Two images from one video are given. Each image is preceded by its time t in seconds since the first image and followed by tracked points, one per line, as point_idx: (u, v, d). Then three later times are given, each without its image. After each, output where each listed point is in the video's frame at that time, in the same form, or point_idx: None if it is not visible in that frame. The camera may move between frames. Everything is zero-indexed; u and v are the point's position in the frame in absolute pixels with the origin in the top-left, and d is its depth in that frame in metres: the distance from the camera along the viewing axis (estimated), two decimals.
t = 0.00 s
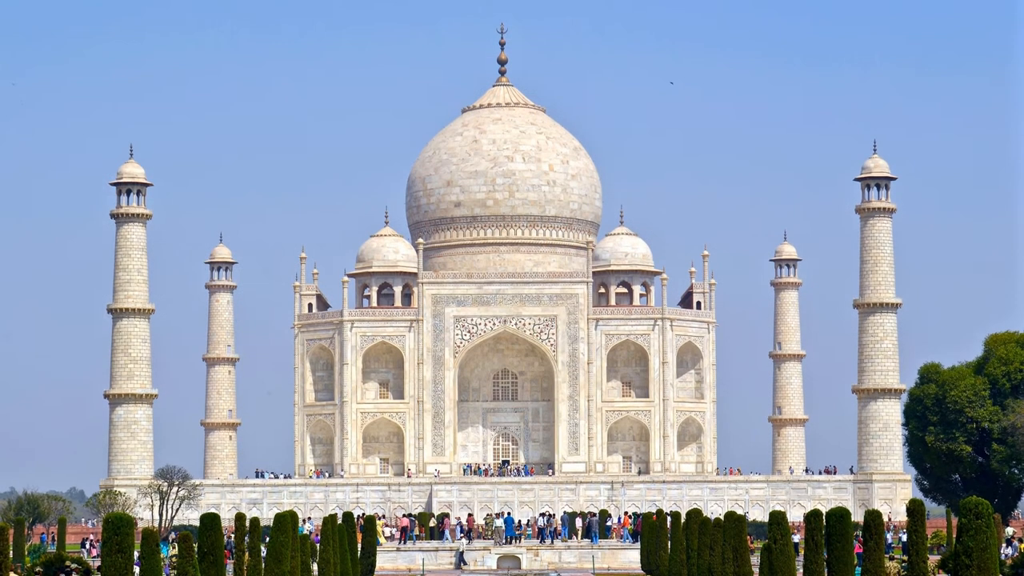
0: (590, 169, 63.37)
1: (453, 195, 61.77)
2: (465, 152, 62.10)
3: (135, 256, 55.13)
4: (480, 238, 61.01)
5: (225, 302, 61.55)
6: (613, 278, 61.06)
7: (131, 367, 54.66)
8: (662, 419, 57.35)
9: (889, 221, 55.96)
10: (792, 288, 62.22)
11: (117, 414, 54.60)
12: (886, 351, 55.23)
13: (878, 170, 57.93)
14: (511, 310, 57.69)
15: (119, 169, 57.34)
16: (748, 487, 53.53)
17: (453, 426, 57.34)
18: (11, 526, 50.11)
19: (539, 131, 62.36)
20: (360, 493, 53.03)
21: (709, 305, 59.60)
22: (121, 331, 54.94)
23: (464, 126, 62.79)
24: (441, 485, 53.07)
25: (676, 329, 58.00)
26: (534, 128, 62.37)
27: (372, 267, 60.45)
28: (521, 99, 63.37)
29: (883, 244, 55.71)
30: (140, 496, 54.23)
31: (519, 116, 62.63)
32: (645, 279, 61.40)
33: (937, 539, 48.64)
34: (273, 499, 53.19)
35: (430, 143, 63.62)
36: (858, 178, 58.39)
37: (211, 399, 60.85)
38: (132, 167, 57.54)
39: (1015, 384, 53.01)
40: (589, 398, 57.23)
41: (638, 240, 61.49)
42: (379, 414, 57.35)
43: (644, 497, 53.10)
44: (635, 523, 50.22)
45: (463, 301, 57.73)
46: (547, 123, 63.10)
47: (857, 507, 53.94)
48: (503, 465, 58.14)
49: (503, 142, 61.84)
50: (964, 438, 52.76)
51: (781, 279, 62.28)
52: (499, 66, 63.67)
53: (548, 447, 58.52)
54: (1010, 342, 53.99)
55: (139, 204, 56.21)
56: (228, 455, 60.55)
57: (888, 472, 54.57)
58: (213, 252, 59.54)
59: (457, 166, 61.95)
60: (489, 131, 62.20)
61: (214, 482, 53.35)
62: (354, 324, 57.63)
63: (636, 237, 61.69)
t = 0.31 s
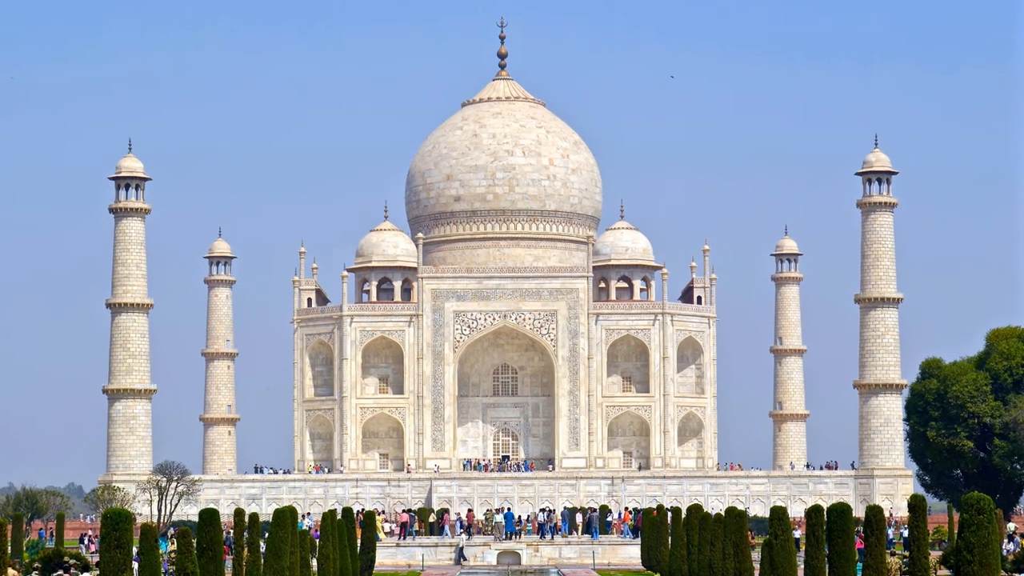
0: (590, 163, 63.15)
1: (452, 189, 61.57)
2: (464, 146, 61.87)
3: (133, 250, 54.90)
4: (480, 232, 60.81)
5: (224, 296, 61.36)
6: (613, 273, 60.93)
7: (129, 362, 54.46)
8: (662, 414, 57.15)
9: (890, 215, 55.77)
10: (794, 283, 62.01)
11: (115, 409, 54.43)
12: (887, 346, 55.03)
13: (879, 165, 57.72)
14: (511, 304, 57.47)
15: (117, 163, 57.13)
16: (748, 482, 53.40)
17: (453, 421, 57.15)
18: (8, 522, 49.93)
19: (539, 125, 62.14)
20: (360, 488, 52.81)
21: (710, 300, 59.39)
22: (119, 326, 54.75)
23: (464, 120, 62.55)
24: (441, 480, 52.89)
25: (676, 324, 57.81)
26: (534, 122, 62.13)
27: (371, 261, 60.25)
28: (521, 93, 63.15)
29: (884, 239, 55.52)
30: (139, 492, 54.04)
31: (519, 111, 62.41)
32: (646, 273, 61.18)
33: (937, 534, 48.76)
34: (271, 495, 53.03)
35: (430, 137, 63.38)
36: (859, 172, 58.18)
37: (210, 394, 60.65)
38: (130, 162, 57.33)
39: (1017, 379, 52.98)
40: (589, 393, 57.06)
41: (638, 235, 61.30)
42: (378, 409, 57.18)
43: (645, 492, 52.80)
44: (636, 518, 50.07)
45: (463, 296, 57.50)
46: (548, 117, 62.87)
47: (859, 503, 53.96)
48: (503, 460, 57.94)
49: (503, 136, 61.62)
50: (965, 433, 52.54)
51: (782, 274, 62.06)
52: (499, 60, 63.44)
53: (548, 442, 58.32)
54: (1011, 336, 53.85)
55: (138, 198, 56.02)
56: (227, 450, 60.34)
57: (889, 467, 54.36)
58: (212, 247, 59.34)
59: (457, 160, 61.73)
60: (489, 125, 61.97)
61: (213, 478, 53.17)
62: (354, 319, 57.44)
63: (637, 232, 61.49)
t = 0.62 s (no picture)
0: (591, 155, 62.84)
1: (452, 181, 61.26)
2: (464, 138, 61.54)
3: (131, 243, 54.61)
4: (479, 224, 60.53)
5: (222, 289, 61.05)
6: (613, 265, 60.66)
7: (127, 355, 54.19)
8: (663, 408, 56.88)
9: (892, 207, 55.48)
10: (795, 276, 61.73)
11: (113, 402, 54.17)
12: (888, 339, 54.78)
13: (881, 156, 57.41)
14: (511, 297, 57.19)
15: (115, 155, 56.82)
16: (749, 476, 53.11)
17: (452, 414, 56.89)
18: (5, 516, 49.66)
19: (539, 117, 61.79)
20: (359, 481, 52.55)
21: (711, 292, 59.11)
22: (117, 319, 54.46)
23: (464, 112, 62.20)
24: (441, 474, 52.61)
25: (677, 317, 57.53)
26: (534, 113, 61.79)
27: (370, 254, 59.99)
28: (521, 84, 62.80)
29: (886, 231, 55.24)
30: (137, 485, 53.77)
31: (519, 102, 62.07)
32: (647, 266, 60.90)
33: (938, 528, 48.63)
34: (270, 488, 52.72)
35: (430, 128, 63.04)
36: (861, 164, 57.88)
37: (208, 387, 60.35)
38: (128, 154, 57.02)
39: (1020, 371, 52.53)
40: (589, 386, 56.79)
41: (639, 227, 61.02)
42: (377, 402, 56.90)
43: (646, 486, 52.63)
44: (636, 512, 49.81)
45: (463, 288, 57.22)
46: (548, 108, 62.53)
47: (860, 497, 53.60)
48: (503, 453, 57.71)
49: (503, 127, 61.28)
50: (967, 426, 52.37)
51: (784, 266, 61.78)
52: (499, 51, 63.10)
53: (548, 435, 58.06)
54: (1014, 329, 53.54)
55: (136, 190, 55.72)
56: (225, 443, 60.06)
57: (891, 460, 54.08)
58: (210, 239, 59.04)
59: (456, 152, 61.43)
60: (489, 117, 61.62)
61: (211, 471, 52.92)
62: (353, 312, 57.15)
63: (638, 224, 61.20)
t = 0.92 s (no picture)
0: (591, 143, 62.39)
1: (452, 169, 60.82)
2: (464, 125, 61.07)
3: (128, 230, 54.16)
4: (480, 213, 60.09)
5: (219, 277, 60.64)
6: (613, 254, 60.23)
7: (124, 344, 53.79)
8: (664, 397, 56.47)
9: (895, 195, 55.04)
10: (797, 264, 61.30)
11: (110, 392, 53.76)
12: (892, 328, 54.35)
13: (884, 144, 56.95)
14: (511, 286, 56.78)
15: (112, 143, 56.38)
16: (751, 466, 52.73)
17: (452, 404, 56.49)
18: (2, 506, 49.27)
19: (539, 104, 61.30)
20: (358, 471, 52.13)
21: (712, 281, 58.70)
22: (114, 308, 54.03)
23: (463, 99, 61.73)
24: (440, 464, 52.20)
25: (678, 306, 57.13)
26: (534, 101, 61.30)
27: (369, 242, 59.55)
28: (521, 71, 62.33)
29: (889, 219, 54.80)
30: (134, 475, 53.37)
31: (519, 89, 61.58)
32: (648, 254, 60.46)
33: (943, 518, 48.24)
34: (268, 478, 52.37)
35: (429, 116, 62.57)
36: (864, 151, 57.42)
37: (206, 376, 59.94)
38: (125, 141, 56.57)
39: None
40: (590, 375, 56.40)
41: (640, 215, 60.59)
42: (376, 391, 56.50)
43: (647, 476, 52.18)
44: (637, 502, 49.39)
45: (463, 277, 56.80)
46: (548, 95, 62.06)
47: (863, 487, 53.29)
48: (503, 444, 57.31)
49: (503, 115, 60.80)
50: (971, 416, 51.94)
51: (786, 254, 61.38)
52: (499, 38, 62.62)
53: (548, 425, 57.66)
54: (1018, 318, 53.09)
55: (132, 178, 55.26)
56: (223, 433, 59.68)
57: (894, 450, 53.70)
58: (208, 227, 58.61)
59: (456, 140, 60.97)
60: (488, 104, 61.14)
61: (209, 461, 52.54)
62: (352, 301, 56.73)
63: (638, 212, 60.76)
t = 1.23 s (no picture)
0: (592, 129, 61.91)
1: (451, 155, 60.34)
2: (463, 111, 60.56)
3: (125, 217, 53.67)
4: (479, 199, 59.62)
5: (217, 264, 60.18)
6: (614, 241, 59.77)
7: (121, 332, 53.35)
8: (665, 385, 56.02)
9: (898, 181, 54.56)
10: (800, 251, 60.86)
11: (107, 380, 53.31)
12: (895, 315, 53.89)
13: (887, 130, 56.46)
14: (511, 273, 56.32)
15: (108, 129, 55.88)
16: (753, 455, 52.29)
17: (451, 392, 56.05)
18: None
19: (540, 90, 60.78)
20: (357, 461, 51.66)
21: (714, 268, 58.24)
22: (110, 295, 53.55)
23: (463, 85, 61.21)
24: (439, 453, 51.76)
25: (680, 293, 56.67)
26: (534, 86, 60.78)
27: (368, 229, 59.08)
28: (521, 56, 61.81)
29: (892, 206, 54.31)
30: (131, 464, 52.94)
31: (519, 74, 61.05)
32: (649, 241, 59.99)
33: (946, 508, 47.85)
34: (266, 467, 51.98)
35: (429, 101, 62.04)
36: (867, 138, 56.93)
37: (203, 364, 59.50)
38: (122, 127, 56.07)
39: None
40: (591, 363, 55.96)
41: (641, 202, 60.13)
42: (375, 379, 56.05)
43: (648, 464, 51.73)
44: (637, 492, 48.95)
45: (462, 265, 56.33)
46: (548, 81, 61.54)
47: (866, 476, 52.82)
48: (503, 432, 56.89)
49: (503, 101, 60.29)
50: (975, 404, 51.42)
51: (789, 241, 60.94)
52: (499, 23, 62.10)
53: (549, 413, 57.21)
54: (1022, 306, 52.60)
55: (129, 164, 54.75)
56: (220, 422, 59.22)
57: (897, 439, 53.31)
58: (205, 214, 58.12)
59: (455, 126, 60.47)
60: (488, 90, 60.63)
61: (207, 450, 52.11)
62: (350, 288, 56.26)
63: (639, 198, 60.30)
